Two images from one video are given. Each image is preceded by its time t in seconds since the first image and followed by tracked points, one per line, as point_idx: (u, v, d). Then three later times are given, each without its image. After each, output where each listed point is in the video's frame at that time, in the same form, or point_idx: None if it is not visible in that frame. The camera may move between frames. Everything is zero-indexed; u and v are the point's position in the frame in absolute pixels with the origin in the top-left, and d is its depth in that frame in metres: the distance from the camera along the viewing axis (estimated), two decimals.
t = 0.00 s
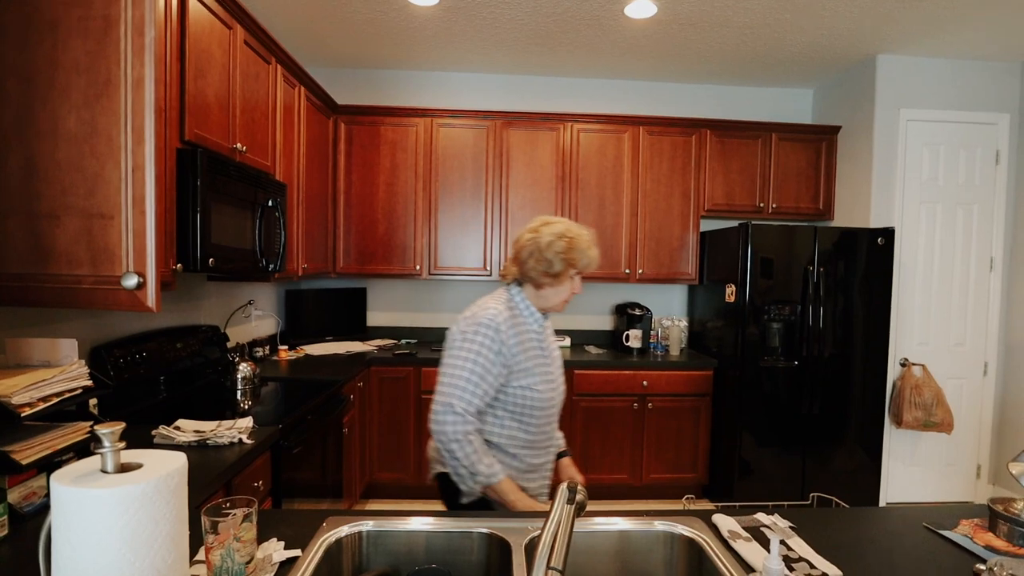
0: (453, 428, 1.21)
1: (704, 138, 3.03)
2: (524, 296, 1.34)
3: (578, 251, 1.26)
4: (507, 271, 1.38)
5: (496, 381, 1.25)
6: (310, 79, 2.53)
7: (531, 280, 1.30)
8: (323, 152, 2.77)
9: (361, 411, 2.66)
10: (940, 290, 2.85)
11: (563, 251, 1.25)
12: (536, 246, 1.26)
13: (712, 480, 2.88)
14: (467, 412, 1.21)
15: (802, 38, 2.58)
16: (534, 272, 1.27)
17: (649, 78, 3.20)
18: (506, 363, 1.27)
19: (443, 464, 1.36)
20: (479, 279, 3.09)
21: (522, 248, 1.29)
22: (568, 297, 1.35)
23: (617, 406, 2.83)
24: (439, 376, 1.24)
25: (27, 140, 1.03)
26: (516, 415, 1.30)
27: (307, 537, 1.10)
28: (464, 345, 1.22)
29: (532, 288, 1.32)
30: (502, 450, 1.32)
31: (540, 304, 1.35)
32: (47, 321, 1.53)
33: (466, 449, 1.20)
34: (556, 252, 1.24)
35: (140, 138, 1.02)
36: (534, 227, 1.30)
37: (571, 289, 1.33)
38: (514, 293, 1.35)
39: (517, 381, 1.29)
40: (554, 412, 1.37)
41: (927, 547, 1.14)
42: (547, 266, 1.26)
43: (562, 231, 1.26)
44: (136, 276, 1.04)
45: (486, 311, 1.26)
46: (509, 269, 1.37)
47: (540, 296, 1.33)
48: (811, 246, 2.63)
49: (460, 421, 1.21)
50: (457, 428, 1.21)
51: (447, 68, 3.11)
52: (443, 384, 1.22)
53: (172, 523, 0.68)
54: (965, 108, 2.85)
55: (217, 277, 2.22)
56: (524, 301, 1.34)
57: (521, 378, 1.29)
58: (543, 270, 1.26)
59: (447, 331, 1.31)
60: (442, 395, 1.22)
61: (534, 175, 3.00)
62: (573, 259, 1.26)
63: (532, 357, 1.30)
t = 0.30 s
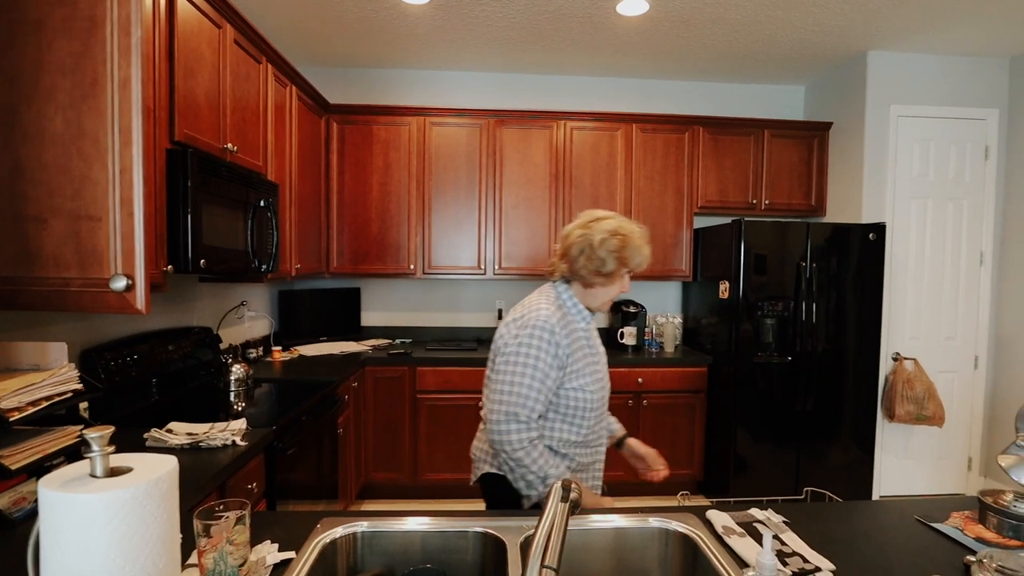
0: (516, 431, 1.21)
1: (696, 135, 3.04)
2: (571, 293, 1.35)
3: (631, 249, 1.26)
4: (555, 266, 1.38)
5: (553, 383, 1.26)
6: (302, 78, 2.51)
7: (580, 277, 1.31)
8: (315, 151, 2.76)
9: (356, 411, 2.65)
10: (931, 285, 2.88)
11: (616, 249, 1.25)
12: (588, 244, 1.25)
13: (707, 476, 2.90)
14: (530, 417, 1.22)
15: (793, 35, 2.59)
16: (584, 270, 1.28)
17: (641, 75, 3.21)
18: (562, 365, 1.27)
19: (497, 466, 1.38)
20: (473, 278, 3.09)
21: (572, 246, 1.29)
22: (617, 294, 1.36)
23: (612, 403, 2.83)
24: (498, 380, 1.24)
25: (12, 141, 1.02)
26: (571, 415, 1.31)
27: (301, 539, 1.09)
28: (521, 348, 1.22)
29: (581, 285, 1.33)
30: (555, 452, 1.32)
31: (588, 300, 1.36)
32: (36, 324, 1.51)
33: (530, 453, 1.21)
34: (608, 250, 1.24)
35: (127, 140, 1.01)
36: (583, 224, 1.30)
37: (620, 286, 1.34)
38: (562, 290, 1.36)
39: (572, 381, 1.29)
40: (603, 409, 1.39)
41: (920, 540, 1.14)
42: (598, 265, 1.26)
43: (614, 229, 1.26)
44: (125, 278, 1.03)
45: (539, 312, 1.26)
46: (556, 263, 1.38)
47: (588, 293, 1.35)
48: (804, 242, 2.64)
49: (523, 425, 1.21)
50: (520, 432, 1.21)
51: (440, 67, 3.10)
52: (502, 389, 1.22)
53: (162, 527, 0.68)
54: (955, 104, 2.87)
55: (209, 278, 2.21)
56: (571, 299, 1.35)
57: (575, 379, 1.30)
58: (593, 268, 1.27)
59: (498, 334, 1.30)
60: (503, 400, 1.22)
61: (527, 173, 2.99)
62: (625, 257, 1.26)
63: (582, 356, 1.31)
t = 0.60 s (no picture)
0: (530, 422, 1.23)
1: (675, 137, 3.07)
2: (603, 298, 1.36)
3: (670, 263, 1.26)
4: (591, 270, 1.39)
5: (570, 381, 1.28)
6: (279, 75, 2.47)
7: (615, 283, 1.31)
8: (292, 149, 2.72)
9: (334, 413, 2.61)
10: (901, 287, 2.95)
11: (655, 260, 1.25)
12: (629, 252, 1.26)
13: (686, 474, 2.93)
14: (544, 408, 1.24)
15: (771, 41, 2.63)
16: (620, 276, 1.28)
17: (622, 78, 3.23)
18: (580, 364, 1.30)
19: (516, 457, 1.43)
20: (454, 278, 3.07)
21: (612, 251, 1.29)
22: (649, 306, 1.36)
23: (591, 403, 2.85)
24: (517, 370, 1.28)
25: None
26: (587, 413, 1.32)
27: (274, 544, 1.07)
28: (541, 342, 1.26)
29: (614, 292, 1.33)
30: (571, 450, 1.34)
31: (621, 308, 1.35)
32: None
33: (543, 444, 1.23)
34: (649, 261, 1.25)
35: (94, 135, 0.98)
36: (627, 232, 1.31)
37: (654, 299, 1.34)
38: (595, 295, 1.36)
39: (589, 380, 1.31)
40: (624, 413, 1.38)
41: (890, 536, 1.17)
42: (636, 273, 1.26)
43: (656, 241, 1.27)
44: (91, 277, 1.00)
45: (563, 311, 1.30)
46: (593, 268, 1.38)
47: (620, 301, 1.34)
48: (779, 244, 2.68)
49: (538, 416, 1.23)
50: (534, 423, 1.23)
51: (421, 65, 3.08)
52: (521, 382, 1.26)
53: (129, 533, 0.66)
54: (925, 110, 2.95)
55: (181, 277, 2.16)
56: (601, 303, 1.36)
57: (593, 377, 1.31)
58: (630, 276, 1.27)
59: (523, 330, 1.35)
60: (519, 390, 1.26)
61: (508, 173, 2.99)
62: (664, 270, 1.26)
63: (603, 357, 1.32)
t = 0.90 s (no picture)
0: (580, 420, 1.30)
1: (671, 135, 3.07)
2: (646, 301, 1.39)
3: (720, 276, 1.27)
4: (640, 271, 1.42)
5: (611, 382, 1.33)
6: (274, 71, 2.47)
7: (661, 288, 1.34)
8: (286, 146, 2.71)
9: (329, 411, 2.61)
10: (896, 285, 2.96)
11: (705, 271, 1.26)
12: (680, 259, 1.28)
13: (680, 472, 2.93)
14: (594, 407, 1.30)
15: (768, 39, 2.63)
16: (667, 281, 1.30)
17: (617, 76, 3.23)
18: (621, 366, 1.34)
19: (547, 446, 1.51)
20: (449, 276, 3.07)
21: (663, 257, 1.31)
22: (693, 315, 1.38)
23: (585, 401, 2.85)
24: (565, 368, 1.33)
25: None
26: (628, 410, 1.39)
27: (269, 541, 1.07)
28: (590, 343, 1.31)
29: (659, 297, 1.36)
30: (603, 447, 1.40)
31: (663, 313, 1.38)
32: None
33: (592, 441, 1.30)
34: (699, 271, 1.26)
35: (87, 130, 0.97)
36: (681, 239, 1.32)
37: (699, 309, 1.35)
38: (641, 297, 1.40)
39: (628, 383, 1.36)
40: (661, 412, 1.45)
41: (884, 535, 1.17)
42: (684, 281, 1.28)
43: (709, 252, 1.27)
44: (84, 274, 0.99)
45: (608, 314, 1.34)
46: (643, 269, 1.41)
47: (664, 306, 1.37)
48: (774, 242, 2.68)
49: (587, 415, 1.30)
50: (583, 421, 1.30)
51: (416, 62, 3.07)
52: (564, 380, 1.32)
53: (123, 529, 0.66)
54: (921, 109, 2.95)
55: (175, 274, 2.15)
56: (645, 307, 1.39)
57: (637, 378, 1.36)
58: (677, 283, 1.29)
59: (568, 327, 1.39)
60: (568, 388, 1.32)
61: (502, 171, 2.99)
62: (712, 282, 1.27)
63: (648, 359, 1.37)
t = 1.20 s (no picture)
0: (602, 415, 1.30)
1: (668, 132, 3.07)
2: (665, 297, 1.40)
3: (739, 273, 1.28)
4: (659, 267, 1.42)
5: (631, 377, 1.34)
6: (269, 72, 2.47)
7: (679, 284, 1.35)
8: (283, 146, 2.71)
9: (329, 411, 2.62)
10: (895, 278, 2.95)
11: (724, 268, 1.27)
12: (698, 256, 1.29)
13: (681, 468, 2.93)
14: (614, 401, 1.30)
15: (765, 33, 2.62)
16: (686, 277, 1.31)
17: (614, 72, 3.22)
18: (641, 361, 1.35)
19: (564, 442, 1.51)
20: (447, 275, 3.08)
21: (682, 254, 1.32)
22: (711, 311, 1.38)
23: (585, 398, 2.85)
24: (585, 362, 1.33)
25: None
26: (647, 406, 1.39)
27: (268, 542, 1.07)
28: (612, 338, 1.31)
29: (678, 293, 1.37)
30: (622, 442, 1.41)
31: (681, 309, 1.39)
32: None
33: (613, 436, 1.30)
34: (718, 268, 1.26)
35: (86, 133, 0.98)
36: (701, 236, 1.33)
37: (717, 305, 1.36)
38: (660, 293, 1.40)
39: (648, 378, 1.37)
40: (677, 407, 1.46)
41: (886, 529, 1.17)
42: (703, 278, 1.29)
43: (729, 250, 1.28)
44: (84, 276, 1.00)
45: (629, 309, 1.35)
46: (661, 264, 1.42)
47: (682, 301, 1.38)
48: (773, 237, 2.67)
49: (609, 409, 1.30)
50: (605, 415, 1.30)
51: (412, 62, 3.08)
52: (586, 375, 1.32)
53: (129, 529, 0.66)
54: (919, 102, 2.94)
55: (174, 276, 2.16)
56: (664, 303, 1.40)
57: (656, 373, 1.37)
58: (696, 279, 1.30)
59: (587, 323, 1.40)
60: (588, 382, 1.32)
61: (499, 169, 2.99)
62: (731, 279, 1.28)
63: (666, 354, 1.39)
